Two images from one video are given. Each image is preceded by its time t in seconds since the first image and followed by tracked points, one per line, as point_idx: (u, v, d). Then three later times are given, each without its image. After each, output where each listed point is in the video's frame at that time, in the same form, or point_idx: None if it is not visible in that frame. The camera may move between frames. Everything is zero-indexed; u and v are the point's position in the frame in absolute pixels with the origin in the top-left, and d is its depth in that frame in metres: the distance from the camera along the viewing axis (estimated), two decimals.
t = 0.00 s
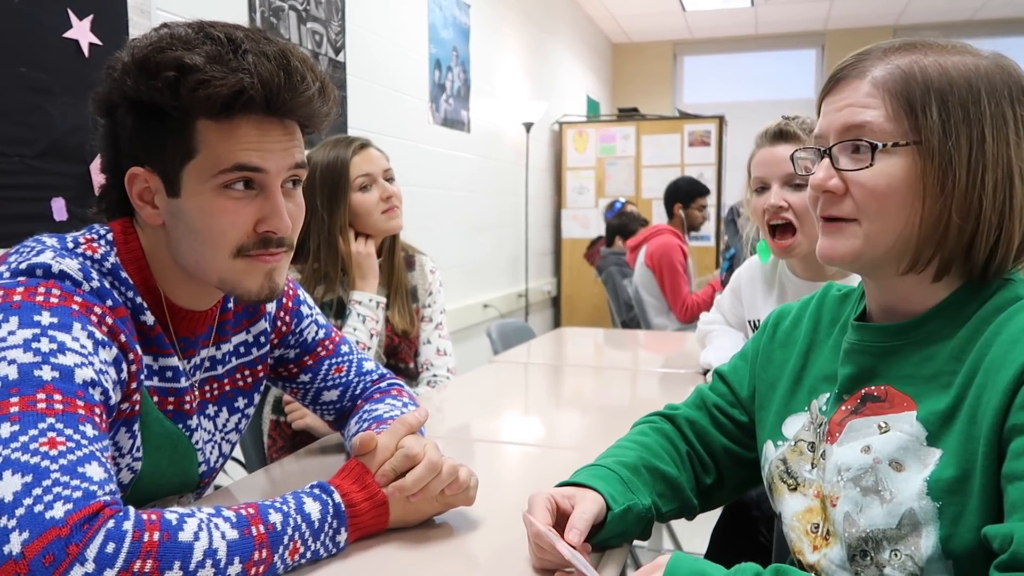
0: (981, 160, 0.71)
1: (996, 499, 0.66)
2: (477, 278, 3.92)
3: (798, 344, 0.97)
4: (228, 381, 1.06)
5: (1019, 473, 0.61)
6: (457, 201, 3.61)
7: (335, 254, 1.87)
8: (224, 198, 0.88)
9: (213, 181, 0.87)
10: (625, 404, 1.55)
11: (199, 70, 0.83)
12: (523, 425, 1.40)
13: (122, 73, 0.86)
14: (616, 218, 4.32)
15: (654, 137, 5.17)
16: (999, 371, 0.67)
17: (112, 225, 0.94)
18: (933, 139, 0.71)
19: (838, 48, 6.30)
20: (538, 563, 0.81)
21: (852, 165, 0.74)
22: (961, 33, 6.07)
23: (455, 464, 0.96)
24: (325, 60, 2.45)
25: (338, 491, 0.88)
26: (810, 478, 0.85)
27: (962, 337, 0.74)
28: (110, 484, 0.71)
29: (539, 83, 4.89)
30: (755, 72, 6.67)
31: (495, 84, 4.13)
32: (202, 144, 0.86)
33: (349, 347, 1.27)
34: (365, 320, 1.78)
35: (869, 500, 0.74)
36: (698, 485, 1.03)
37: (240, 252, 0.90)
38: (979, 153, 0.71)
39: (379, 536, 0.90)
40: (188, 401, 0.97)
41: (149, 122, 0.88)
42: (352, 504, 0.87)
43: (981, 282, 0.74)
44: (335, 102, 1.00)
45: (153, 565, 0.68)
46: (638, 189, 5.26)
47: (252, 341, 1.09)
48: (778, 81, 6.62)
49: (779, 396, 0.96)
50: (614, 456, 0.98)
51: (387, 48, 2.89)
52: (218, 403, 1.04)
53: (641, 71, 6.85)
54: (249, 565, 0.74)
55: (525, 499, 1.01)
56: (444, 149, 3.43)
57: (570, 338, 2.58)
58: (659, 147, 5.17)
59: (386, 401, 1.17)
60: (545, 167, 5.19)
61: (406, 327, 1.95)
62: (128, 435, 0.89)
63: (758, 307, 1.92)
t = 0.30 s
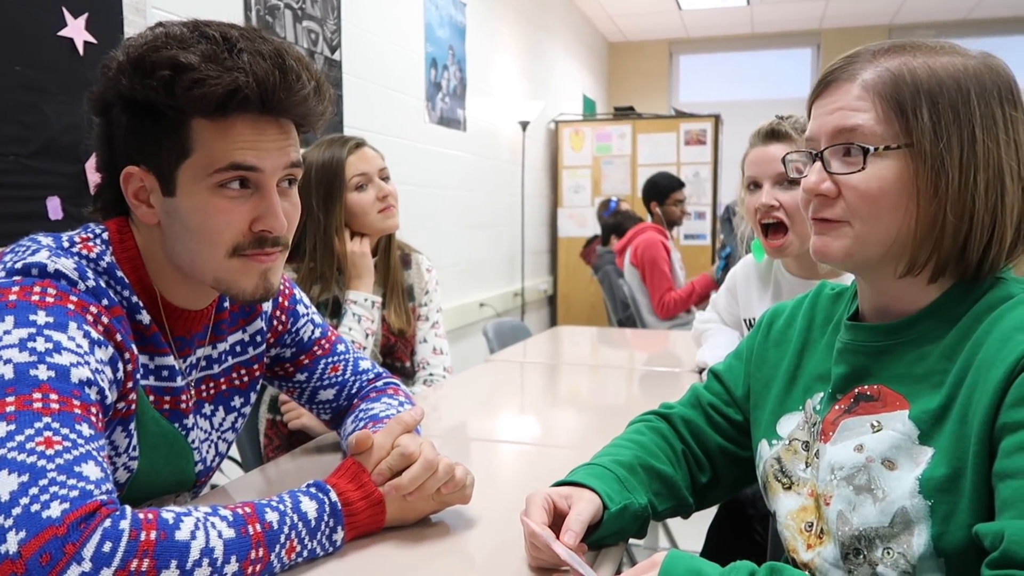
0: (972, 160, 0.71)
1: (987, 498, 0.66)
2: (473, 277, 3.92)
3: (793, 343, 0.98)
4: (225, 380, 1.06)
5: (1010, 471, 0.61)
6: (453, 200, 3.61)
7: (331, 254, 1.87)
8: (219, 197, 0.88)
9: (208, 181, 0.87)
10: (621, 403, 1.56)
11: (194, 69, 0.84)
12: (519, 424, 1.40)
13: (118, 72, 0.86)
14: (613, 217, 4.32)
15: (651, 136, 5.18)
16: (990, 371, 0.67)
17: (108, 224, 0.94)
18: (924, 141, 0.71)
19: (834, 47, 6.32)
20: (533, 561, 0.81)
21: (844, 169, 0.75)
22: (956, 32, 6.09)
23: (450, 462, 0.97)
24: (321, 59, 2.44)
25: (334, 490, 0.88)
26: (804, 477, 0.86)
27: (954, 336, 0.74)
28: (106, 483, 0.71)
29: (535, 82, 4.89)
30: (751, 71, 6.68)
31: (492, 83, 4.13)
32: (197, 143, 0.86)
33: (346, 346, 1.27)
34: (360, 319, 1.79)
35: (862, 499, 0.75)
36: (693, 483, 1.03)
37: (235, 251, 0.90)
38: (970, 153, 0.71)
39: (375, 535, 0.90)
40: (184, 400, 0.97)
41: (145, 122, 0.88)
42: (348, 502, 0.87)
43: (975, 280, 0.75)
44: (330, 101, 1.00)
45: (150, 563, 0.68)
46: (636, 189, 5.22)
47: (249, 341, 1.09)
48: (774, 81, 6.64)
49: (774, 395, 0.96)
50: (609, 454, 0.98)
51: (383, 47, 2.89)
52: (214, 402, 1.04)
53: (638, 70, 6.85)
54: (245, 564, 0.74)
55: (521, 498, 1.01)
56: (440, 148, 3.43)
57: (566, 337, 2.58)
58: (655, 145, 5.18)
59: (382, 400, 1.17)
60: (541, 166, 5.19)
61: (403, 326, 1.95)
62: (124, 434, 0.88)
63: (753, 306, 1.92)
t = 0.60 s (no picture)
0: (964, 168, 0.71)
1: (986, 502, 0.66)
2: (472, 278, 3.91)
3: (790, 346, 0.98)
4: (224, 382, 1.06)
5: (1010, 476, 0.61)
6: (453, 202, 3.61)
7: (332, 257, 1.87)
8: (218, 199, 0.88)
9: (207, 183, 0.87)
10: (621, 405, 1.56)
11: (193, 71, 0.83)
12: (518, 426, 1.40)
13: (116, 74, 0.86)
14: (612, 219, 4.32)
15: (650, 138, 5.18)
16: (988, 376, 0.67)
17: (107, 226, 0.93)
18: (916, 152, 0.71)
19: (832, 49, 6.33)
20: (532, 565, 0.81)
21: (835, 182, 0.75)
22: (955, 34, 6.10)
23: (450, 463, 0.97)
24: (320, 61, 2.45)
25: (333, 493, 0.88)
26: (803, 481, 0.85)
27: (953, 339, 0.74)
28: (104, 485, 0.71)
29: (534, 84, 4.89)
30: (750, 73, 6.69)
31: (491, 85, 4.14)
32: (196, 145, 0.86)
33: (345, 348, 1.27)
34: (360, 322, 1.79)
35: (860, 504, 0.74)
36: (692, 485, 1.03)
37: (234, 253, 0.90)
38: (963, 161, 0.71)
39: (374, 537, 0.90)
40: (183, 402, 0.97)
41: (144, 123, 0.88)
42: (347, 505, 0.87)
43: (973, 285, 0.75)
44: (329, 103, 1.00)
45: (149, 566, 0.68)
46: (634, 191, 5.26)
47: (247, 343, 1.09)
48: (772, 83, 6.64)
49: (772, 398, 0.96)
50: (608, 456, 0.98)
51: (382, 49, 2.89)
52: (213, 404, 1.04)
53: (637, 72, 6.86)
54: (244, 566, 0.74)
55: (519, 501, 1.01)
56: (439, 150, 3.43)
57: (565, 339, 2.58)
58: (654, 148, 5.18)
59: (381, 402, 1.17)
60: (540, 168, 5.19)
61: (403, 328, 1.94)
62: (123, 437, 0.88)
63: (752, 308, 1.92)
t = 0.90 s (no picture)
0: (960, 181, 0.71)
1: (984, 504, 0.66)
2: (471, 279, 3.91)
3: (788, 349, 0.98)
4: (222, 383, 1.06)
5: (1008, 477, 0.61)
6: (452, 203, 3.61)
7: (329, 258, 1.87)
8: (216, 200, 0.88)
9: (205, 184, 0.87)
10: (620, 406, 1.56)
11: (191, 72, 0.83)
12: (516, 427, 1.40)
13: (114, 75, 0.86)
14: (611, 219, 4.32)
15: (649, 139, 5.18)
16: (985, 378, 0.67)
17: (105, 227, 0.93)
18: (909, 169, 0.72)
19: (831, 50, 6.33)
20: (532, 565, 0.81)
21: (830, 198, 0.75)
22: (953, 34, 6.10)
23: (448, 464, 0.96)
24: (319, 61, 2.44)
25: (331, 493, 0.88)
26: (801, 483, 0.86)
27: (951, 342, 0.74)
28: (102, 487, 0.71)
29: (533, 85, 4.90)
30: (749, 73, 6.70)
31: (489, 86, 4.14)
32: (194, 147, 0.86)
33: (344, 349, 1.27)
34: (359, 323, 1.78)
35: (858, 506, 0.74)
36: (691, 486, 1.03)
37: (232, 254, 0.90)
38: (958, 174, 0.71)
39: (372, 539, 0.90)
40: (181, 403, 0.97)
41: (142, 124, 0.88)
42: (346, 505, 0.87)
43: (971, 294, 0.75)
44: (327, 104, 1.00)
45: (147, 567, 0.68)
46: (632, 191, 5.27)
47: (246, 343, 1.09)
48: (771, 83, 6.65)
49: (770, 401, 0.96)
50: (606, 458, 0.98)
51: (381, 50, 2.89)
52: (212, 405, 1.04)
53: (636, 72, 6.86)
54: (242, 567, 0.74)
55: (517, 502, 1.01)
56: (438, 151, 3.42)
57: (564, 339, 2.58)
58: (653, 148, 5.19)
59: (380, 403, 1.17)
60: (539, 169, 5.19)
61: (402, 330, 1.94)
62: (121, 438, 0.89)
63: (751, 309, 1.92)
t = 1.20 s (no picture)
0: (962, 187, 0.72)
1: (982, 505, 0.66)
2: (470, 280, 3.92)
3: (787, 350, 0.98)
4: (221, 385, 1.06)
5: (1005, 479, 0.61)
6: (450, 204, 3.61)
7: (323, 260, 1.87)
8: (215, 202, 0.88)
9: (204, 186, 0.87)
10: (618, 407, 1.56)
11: (192, 74, 0.83)
12: (515, 428, 1.40)
13: (114, 76, 0.86)
14: (610, 220, 4.32)
15: (647, 139, 5.18)
16: (983, 379, 0.68)
17: (104, 229, 0.93)
18: (911, 177, 0.72)
19: (829, 51, 6.34)
20: (531, 566, 0.81)
21: (831, 204, 0.75)
22: (952, 35, 6.10)
23: (446, 464, 0.97)
24: (318, 62, 2.44)
25: (330, 494, 0.88)
26: (801, 485, 0.86)
27: (949, 343, 0.74)
28: (101, 488, 0.71)
29: (531, 85, 4.90)
30: (748, 74, 6.70)
31: (488, 87, 4.14)
32: (194, 148, 0.86)
33: (342, 350, 1.27)
34: (355, 324, 1.79)
35: (857, 508, 0.75)
36: (690, 487, 1.03)
37: (231, 256, 0.90)
38: (960, 181, 0.71)
39: (371, 540, 0.90)
40: (180, 404, 0.97)
41: (141, 126, 0.88)
42: (344, 506, 0.87)
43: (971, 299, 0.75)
44: (327, 105, 1.00)
45: (146, 568, 0.68)
46: (631, 192, 5.27)
47: (245, 345, 1.09)
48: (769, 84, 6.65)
49: (770, 402, 0.96)
50: (606, 460, 0.98)
51: (379, 50, 2.89)
52: (211, 406, 1.04)
53: (634, 73, 6.87)
54: (241, 568, 0.74)
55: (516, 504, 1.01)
56: (437, 152, 3.42)
57: (563, 340, 2.58)
58: (652, 149, 5.19)
59: (379, 404, 1.17)
60: (538, 170, 5.19)
61: (400, 332, 1.94)
62: (120, 439, 0.89)
63: (749, 310, 1.92)
